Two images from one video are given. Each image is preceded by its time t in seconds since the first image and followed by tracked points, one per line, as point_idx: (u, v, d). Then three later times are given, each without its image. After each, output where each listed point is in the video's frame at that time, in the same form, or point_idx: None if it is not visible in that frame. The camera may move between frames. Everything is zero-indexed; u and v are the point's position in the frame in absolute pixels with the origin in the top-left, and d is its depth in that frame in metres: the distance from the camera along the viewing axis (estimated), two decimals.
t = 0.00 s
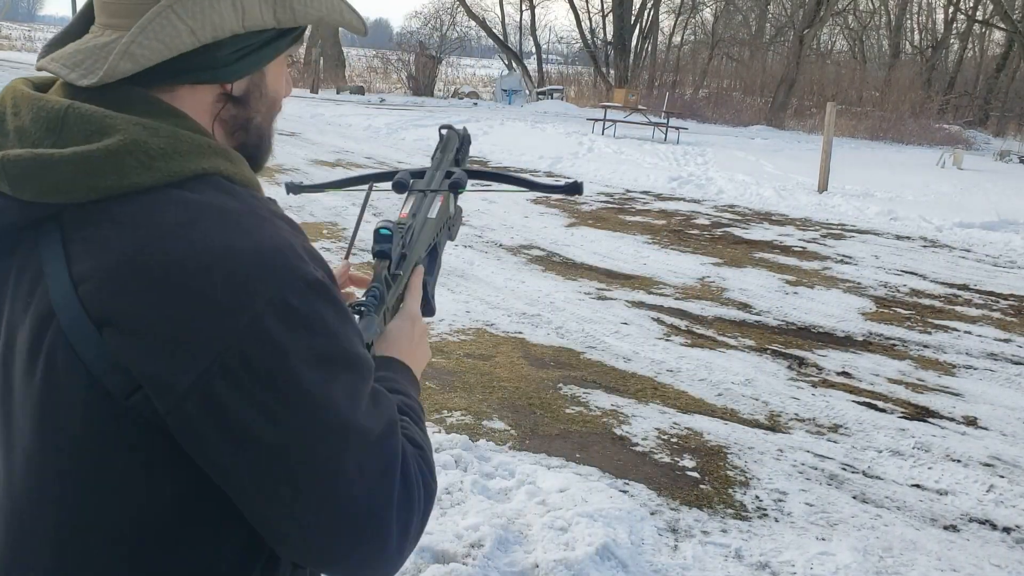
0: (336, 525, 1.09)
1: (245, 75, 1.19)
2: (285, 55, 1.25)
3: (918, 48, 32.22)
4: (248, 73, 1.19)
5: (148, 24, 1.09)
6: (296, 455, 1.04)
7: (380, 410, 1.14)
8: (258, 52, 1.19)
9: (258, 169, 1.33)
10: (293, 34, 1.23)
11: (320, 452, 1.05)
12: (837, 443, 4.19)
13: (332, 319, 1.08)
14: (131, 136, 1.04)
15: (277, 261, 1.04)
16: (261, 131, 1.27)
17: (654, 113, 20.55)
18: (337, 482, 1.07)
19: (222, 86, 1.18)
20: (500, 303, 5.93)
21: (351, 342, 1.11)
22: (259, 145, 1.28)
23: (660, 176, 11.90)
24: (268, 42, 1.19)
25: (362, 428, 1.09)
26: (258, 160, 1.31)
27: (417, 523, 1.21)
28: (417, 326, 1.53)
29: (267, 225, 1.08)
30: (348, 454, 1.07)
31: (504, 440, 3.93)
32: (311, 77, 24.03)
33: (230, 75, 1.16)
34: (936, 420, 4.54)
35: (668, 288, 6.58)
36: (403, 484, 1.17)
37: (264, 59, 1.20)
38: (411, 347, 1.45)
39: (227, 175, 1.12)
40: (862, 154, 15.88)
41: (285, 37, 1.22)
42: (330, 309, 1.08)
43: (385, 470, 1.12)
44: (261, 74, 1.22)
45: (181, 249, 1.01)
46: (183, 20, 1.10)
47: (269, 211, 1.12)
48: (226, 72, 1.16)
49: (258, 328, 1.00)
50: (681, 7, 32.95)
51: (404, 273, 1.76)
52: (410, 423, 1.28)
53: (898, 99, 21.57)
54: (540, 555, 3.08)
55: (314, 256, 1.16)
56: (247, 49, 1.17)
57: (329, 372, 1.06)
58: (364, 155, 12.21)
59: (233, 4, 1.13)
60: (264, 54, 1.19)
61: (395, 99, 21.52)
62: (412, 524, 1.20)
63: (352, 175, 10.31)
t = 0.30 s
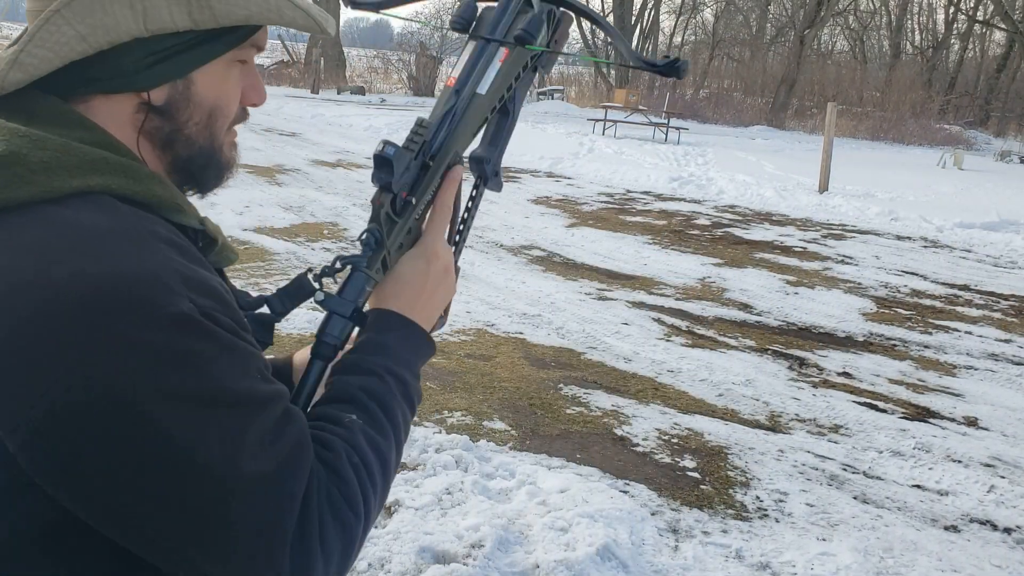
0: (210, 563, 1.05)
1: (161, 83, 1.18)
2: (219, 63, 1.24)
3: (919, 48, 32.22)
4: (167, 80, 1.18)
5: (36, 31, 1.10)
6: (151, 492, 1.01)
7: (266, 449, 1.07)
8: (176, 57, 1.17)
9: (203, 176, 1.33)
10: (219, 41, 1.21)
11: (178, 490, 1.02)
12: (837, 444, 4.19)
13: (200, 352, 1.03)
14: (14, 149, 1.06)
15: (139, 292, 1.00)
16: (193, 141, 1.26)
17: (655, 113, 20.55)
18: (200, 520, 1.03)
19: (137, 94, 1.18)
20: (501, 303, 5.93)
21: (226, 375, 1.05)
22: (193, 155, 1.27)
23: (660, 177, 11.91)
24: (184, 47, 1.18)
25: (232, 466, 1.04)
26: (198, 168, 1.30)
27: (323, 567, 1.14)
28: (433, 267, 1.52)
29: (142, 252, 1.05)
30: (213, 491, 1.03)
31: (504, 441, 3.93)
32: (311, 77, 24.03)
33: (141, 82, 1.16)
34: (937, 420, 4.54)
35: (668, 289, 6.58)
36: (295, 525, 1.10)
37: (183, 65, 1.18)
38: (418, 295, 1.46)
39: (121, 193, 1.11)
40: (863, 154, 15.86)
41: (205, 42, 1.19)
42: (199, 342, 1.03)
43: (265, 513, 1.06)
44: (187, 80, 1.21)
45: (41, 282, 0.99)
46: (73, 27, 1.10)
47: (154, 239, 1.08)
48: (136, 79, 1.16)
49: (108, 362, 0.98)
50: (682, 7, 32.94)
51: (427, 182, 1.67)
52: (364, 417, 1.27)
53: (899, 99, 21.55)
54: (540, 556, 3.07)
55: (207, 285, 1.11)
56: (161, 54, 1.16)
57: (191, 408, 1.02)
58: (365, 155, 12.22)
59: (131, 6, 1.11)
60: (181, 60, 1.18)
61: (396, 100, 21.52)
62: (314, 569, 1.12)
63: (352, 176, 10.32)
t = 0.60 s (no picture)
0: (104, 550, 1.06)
1: (58, 72, 1.13)
2: (118, 38, 1.17)
3: (919, 48, 32.23)
4: (65, 67, 1.14)
5: None
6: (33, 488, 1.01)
7: (146, 446, 1.03)
8: (67, 42, 1.12)
9: (137, 162, 1.28)
10: (113, 17, 1.14)
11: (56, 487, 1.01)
12: (838, 444, 4.19)
13: (74, 352, 1.00)
14: None
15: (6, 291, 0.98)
16: (109, 126, 1.21)
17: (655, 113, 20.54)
18: (83, 516, 1.03)
19: (38, 86, 1.14)
20: (501, 303, 5.93)
21: (102, 374, 1.01)
22: (114, 141, 1.22)
23: (661, 177, 11.91)
24: (72, 31, 1.11)
25: (111, 464, 1.01)
26: (126, 154, 1.25)
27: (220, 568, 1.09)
28: (388, 262, 1.32)
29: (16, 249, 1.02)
30: (93, 489, 1.02)
31: (504, 441, 3.93)
32: (312, 78, 24.04)
33: (36, 76, 1.12)
34: (937, 420, 4.54)
35: (669, 289, 6.57)
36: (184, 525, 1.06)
37: (75, 50, 1.13)
38: (368, 292, 1.30)
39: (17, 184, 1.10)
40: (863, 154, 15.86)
41: (96, 22, 1.12)
42: (70, 342, 0.99)
43: (146, 509, 1.04)
44: (88, 64, 1.16)
45: None
46: None
47: (35, 233, 1.05)
48: (27, 71, 1.11)
49: None
50: (682, 6, 32.95)
51: (389, 172, 1.38)
52: (288, 416, 1.19)
53: (899, 99, 21.55)
54: (541, 556, 3.08)
55: (96, 278, 1.07)
56: (51, 42, 1.11)
57: (62, 407, 0.99)
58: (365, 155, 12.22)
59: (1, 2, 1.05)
60: (72, 46, 1.12)
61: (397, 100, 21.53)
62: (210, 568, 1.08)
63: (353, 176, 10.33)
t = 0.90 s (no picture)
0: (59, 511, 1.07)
1: (27, 57, 1.20)
2: (75, 17, 1.22)
3: (919, 48, 32.21)
4: (31, 51, 1.20)
5: None
6: None
7: (88, 411, 1.03)
8: (27, 27, 1.18)
9: (121, 133, 1.33)
10: None
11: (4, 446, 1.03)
12: (838, 444, 4.18)
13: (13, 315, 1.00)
14: None
15: None
16: (86, 101, 1.26)
17: (656, 113, 20.52)
18: (35, 476, 1.04)
19: (15, 74, 1.21)
20: (501, 303, 5.93)
21: (44, 338, 1.02)
22: (92, 113, 1.28)
23: (661, 177, 11.91)
24: (27, 17, 1.18)
25: (55, 427, 1.02)
26: (106, 125, 1.31)
27: (161, 537, 1.07)
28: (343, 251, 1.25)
29: None
30: (38, 451, 1.02)
31: (504, 441, 3.93)
32: (313, 78, 24.05)
33: (7, 64, 1.19)
34: (937, 420, 4.54)
35: (669, 289, 6.57)
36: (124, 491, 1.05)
37: (38, 34, 1.19)
38: (327, 278, 1.24)
39: None
40: (863, 154, 15.85)
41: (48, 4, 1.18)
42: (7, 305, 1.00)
43: (88, 473, 1.03)
44: (53, 45, 1.22)
45: None
46: None
47: None
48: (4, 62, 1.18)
49: None
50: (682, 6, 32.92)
51: (337, 155, 1.30)
52: (240, 392, 1.15)
53: (899, 100, 21.54)
54: (541, 556, 3.07)
55: (44, 248, 1.07)
56: (11, 29, 1.17)
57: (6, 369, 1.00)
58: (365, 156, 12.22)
59: None
60: (32, 30, 1.18)
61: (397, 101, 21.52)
62: (153, 537, 1.06)
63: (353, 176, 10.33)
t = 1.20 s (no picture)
0: (43, 494, 1.10)
1: (21, 56, 1.22)
2: (65, 14, 1.24)
3: (920, 48, 32.20)
4: (24, 49, 1.22)
5: None
6: None
7: (74, 396, 1.05)
8: (17, 27, 1.20)
9: (117, 127, 1.35)
10: None
11: None
12: (838, 444, 4.19)
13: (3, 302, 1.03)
14: None
15: None
16: (81, 95, 1.28)
17: (656, 113, 20.51)
18: (23, 463, 1.06)
19: (11, 72, 1.23)
20: (501, 303, 5.93)
21: (34, 325, 1.04)
22: (86, 108, 1.30)
23: (662, 177, 11.90)
24: (18, 18, 1.19)
25: (41, 411, 1.04)
26: (102, 120, 1.32)
27: (143, 523, 1.09)
28: (327, 242, 1.28)
29: None
30: (23, 435, 1.04)
31: (504, 441, 3.93)
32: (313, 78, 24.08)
33: (3, 63, 1.21)
34: (937, 421, 4.54)
35: (669, 289, 6.57)
36: (107, 477, 1.07)
37: (30, 32, 1.21)
38: (310, 271, 1.27)
39: None
40: (863, 154, 15.85)
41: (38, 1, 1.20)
42: None
43: (72, 458, 1.05)
44: (46, 43, 1.24)
45: None
46: None
47: None
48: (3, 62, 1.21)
49: None
50: (682, 7, 32.90)
51: (313, 148, 1.30)
52: (224, 383, 1.17)
53: (900, 100, 21.52)
54: (542, 556, 3.07)
55: (34, 239, 1.09)
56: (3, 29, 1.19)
57: None
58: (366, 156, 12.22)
59: None
60: (24, 29, 1.20)
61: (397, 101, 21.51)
62: (134, 522, 1.09)
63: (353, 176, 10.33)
